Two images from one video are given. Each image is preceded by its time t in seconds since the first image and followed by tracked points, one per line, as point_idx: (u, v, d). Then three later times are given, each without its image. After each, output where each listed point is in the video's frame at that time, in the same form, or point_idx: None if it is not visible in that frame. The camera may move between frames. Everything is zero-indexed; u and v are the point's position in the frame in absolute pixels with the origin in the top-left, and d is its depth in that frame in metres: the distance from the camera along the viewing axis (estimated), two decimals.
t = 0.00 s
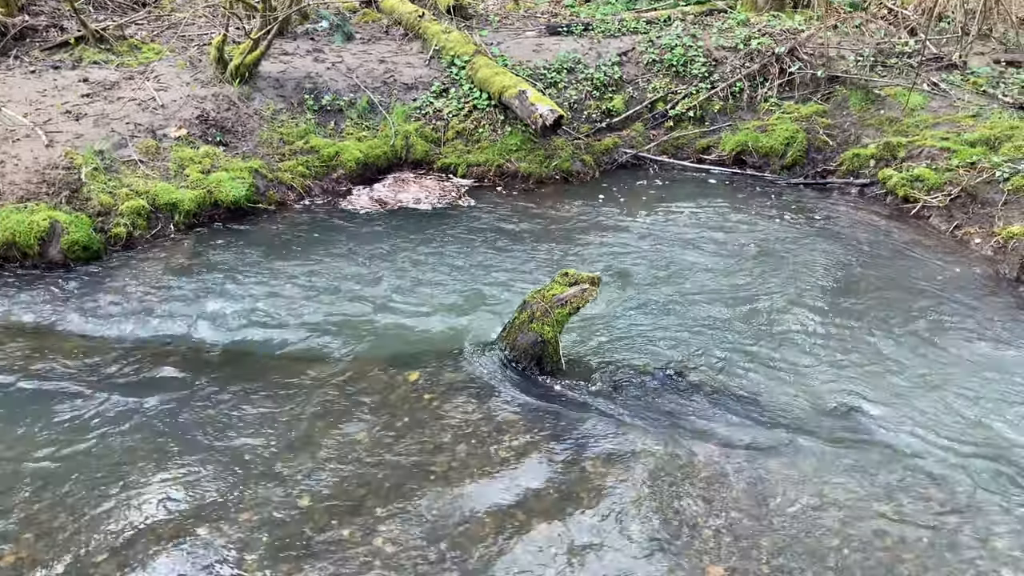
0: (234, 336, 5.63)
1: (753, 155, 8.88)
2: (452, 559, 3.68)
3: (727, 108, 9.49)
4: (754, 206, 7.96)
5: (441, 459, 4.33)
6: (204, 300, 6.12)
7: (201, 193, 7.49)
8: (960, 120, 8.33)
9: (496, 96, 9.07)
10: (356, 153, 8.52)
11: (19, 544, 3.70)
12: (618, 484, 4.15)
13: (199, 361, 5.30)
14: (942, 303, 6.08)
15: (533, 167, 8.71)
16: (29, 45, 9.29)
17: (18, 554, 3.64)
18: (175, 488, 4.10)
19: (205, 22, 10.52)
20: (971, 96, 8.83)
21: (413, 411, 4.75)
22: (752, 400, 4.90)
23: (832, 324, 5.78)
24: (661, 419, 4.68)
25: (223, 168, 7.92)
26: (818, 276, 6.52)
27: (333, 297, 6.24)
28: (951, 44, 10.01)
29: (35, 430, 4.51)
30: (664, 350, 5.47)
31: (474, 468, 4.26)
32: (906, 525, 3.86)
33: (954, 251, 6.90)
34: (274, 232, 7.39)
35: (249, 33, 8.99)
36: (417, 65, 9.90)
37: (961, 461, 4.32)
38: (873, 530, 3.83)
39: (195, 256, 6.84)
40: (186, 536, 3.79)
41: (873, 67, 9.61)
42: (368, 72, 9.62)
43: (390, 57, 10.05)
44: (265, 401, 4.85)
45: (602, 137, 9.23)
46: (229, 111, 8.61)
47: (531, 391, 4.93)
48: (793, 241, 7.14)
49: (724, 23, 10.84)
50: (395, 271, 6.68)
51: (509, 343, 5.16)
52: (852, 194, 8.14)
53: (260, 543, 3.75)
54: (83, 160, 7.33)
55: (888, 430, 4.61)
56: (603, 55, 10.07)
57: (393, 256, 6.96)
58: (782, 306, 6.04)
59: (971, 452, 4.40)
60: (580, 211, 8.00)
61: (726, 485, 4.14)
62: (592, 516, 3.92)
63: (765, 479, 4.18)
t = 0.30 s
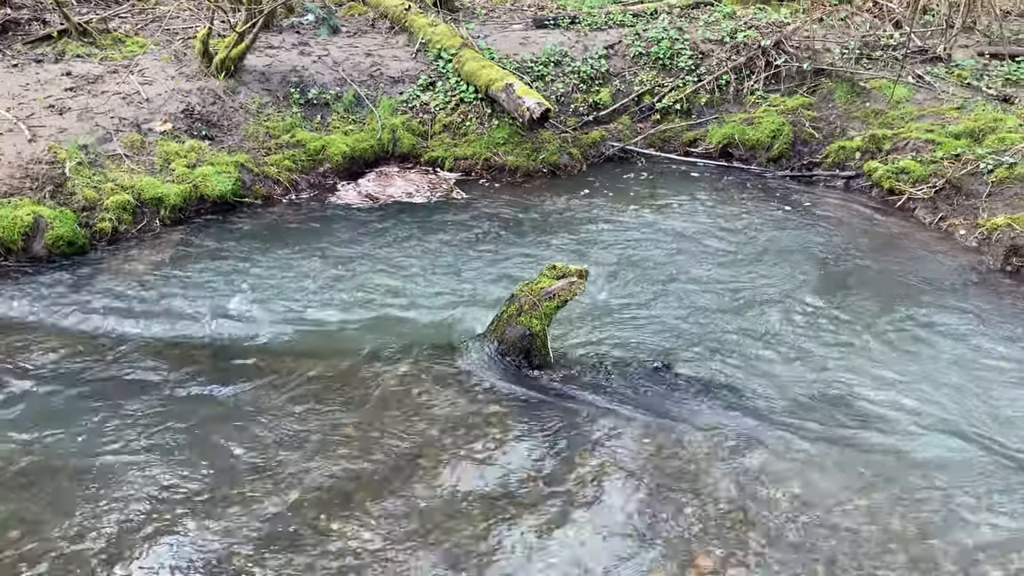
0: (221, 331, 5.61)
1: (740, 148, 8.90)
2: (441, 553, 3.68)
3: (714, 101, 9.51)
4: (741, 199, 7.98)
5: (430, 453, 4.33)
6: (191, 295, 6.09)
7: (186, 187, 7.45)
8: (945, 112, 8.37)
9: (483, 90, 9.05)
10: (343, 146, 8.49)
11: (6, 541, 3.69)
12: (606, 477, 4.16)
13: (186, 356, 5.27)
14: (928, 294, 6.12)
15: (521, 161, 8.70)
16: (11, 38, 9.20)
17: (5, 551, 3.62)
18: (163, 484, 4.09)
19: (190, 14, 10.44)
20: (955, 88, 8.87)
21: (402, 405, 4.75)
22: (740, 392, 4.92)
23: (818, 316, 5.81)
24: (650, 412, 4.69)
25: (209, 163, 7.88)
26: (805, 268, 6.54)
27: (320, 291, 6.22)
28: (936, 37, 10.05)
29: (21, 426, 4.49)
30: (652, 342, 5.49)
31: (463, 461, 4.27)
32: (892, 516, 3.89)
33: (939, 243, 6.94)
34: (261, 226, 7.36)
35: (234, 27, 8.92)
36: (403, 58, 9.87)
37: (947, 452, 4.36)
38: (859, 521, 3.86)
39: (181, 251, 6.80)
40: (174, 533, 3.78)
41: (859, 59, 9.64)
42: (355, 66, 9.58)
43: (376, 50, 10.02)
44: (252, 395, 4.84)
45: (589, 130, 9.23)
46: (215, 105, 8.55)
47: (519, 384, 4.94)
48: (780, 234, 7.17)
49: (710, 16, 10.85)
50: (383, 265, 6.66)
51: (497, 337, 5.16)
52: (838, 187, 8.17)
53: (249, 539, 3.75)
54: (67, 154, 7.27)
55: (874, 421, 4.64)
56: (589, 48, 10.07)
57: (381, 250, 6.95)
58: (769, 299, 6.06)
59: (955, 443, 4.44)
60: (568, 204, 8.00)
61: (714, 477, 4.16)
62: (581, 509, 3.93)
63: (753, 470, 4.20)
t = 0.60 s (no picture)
0: (202, 327, 5.57)
1: (721, 140, 8.93)
2: (426, 546, 3.68)
3: (695, 94, 9.53)
4: (722, 191, 8.01)
5: (414, 446, 4.33)
6: (171, 291, 6.05)
7: (166, 183, 7.40)
8: (924, 103, 8.42)
9: (465, 83, 9.02)
10: (323, 141, 8.45)
11: None
12: (591, 469, 4.17)
13: (167, 352, 5.24)
14: (907, 284, 6.17)
15: (503, 154, 8.69)
16: None
17: None
18: (145, 481, 4.06)
19: (167, 8, 10.35)
20: (934, 80, 8.93)
21: (385, 399, 4.74)
22: (723, 383, 4.95)
23: (800, 307, 5.85)
24: (634, 403, 4.70)
25: (189, 158, 7.82)
26: (786, 260, 6.58)
27: (302, 286, 6.19)
28: (914, 29, 10.11)
29: None
30: (636, 334, 5.50)
31: (447, 455, 4.26)
32: (873, 504, 3.92)
33: (919, 234, 6.99)
34: (242, 222, 7.32)
35: (213, 20, 8.85)
36: (384, 52, 9.83)
37: (926, 440, 4.40)
38: (840, 509, 3.89)
39: (161, 247, 6.75)
40: (156, 530, 3.75)
41: (839, 52, 9.68)
42: (335, 59, 9.53)
43: (356, 44, 9.97)
44: (234, 391, 4.81)
45: (571, 123, 9.23)
46: (194, 99, 8.48)
47: (503, 377, 4.94)
48: (761, 226, 7.20)
49: (691, 9, 10.87)
50: (366, 260, 6.64)
51: (481, 330, 5.16)
52: (818, 179, 8.22)
53: (232, 535, 3.73)
54: (44, 150, 7.18)
55: (855, 410, 4.68)
56: (571, 41, 10.06)
57: (363, 244, 6.92)
58: (751, 290, 6.09)
59: (935, 431, 4.48)
60: (550, 198, 8.00)
61: (696, 467, 4.19)
62: (565, 501, 3.94)
63: (735, 461, 4.23)
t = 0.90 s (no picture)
0: (175, 327, 5.52)
1: (694, 135, 8.96)
2: (403, 544, 3.67)
3: (668, 89, 9.56)
4: (696, 185, 8.05)
5: (390, 444, 4.31)
6: (143, 291, 5.99)
7: (136, 182, 7.32)
8: (893, 97, 8.50)
9: (438, 79, 8.99)
10: (296, 138, 8.40)
11: None
12: (568, 464, 4.18)
13: (139, 353, 5.18)
14: (879, 276, 6.23)
15: (477, 151, 8.69)
16: None
17: None
18: (118, 483, 4.01)
19: (136, 6, 10.23)
20: (903, 74, 9.02)
21: (361, 397, 4.72)
22: (699, 376, 4.98)
23: (773, 299, 5.90)
24: (611, 397, 4.72)
25: (160, 156, 7.74)
26: (760, 253, 6.62)
27: (277, 285, 6.15)
28: (883, 23, 10.20)
29: None
30: (612, 328, 5.52)
31: (425, 453, 4.25)
32: (848, 494, 3.96)
33: (890, 226, 7.06)
34: (214, 220, 7.26)
35: (182, 18, 8.75)
36: (356, 49, 9.78)
37: (898, 430, 4.45)
38: (814, 500, 3.93)
39: (132, 247, 6.68)
40: (130, 532, 3.71)
41: (810, 46, 9.76)
42: (307, 56, 9.46)
43: (329, 41, 9.90)
44: (209, 392, 4.77)
45: (545, 119, 9.23)
46: (164, 97, 8.40)
47: (479, 374, 4.94)
48: (735, 219, 7.25)
49: (663, 4, 10.89)
50: (340, 258, 6.61)
51: (457, 327, 5.15)
52: (790, 172, 8.29)
53: (208, 536, 3.70)
54: (11, 150, 7.08)
55: (830, 402, 4.72)
56: (544, 37, 10.06)
57: (338, 242, 6.89)
58: (725, 284, 6.12)
59: (907, 421, 4.53)
60: (525, 193, 8.00)
61: (673, 460, 4.21)
62: (542, 497, 3.95)
63: (711, 453, 4.25)
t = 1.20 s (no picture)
0: (145, 328, 5.45)
1: (666, 131, 8.98)
2: (378, 543, 3.65)
3: (640, 85, 9.59)
4: (668, 181, 8.08)
5: (364, 443, 4.29)
6: (112, 292, 5.91)
7: (104, 183, 7.22)
8: (862, 92, 8.58)
9: (409, 77, 8.95)
10: (267, 137, 8.33)
11: None
12: (543, 460, 4.18)
13: (108, 355, 5.11)
14: (849, 270, 6.29)
15: (450, 148, 8.66)
16: None
17: None
18: (87, 487, 3.96)
19: (101, 4, 10.07)
20: (871, 69, 9.11)
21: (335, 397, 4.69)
22: (672, 371, 5.00)
23: (745, 294, 5.93)
24: (585, 393, 4.73)
25: (128, 156, 7.64)
26: (732, 248, 6.66)
27: (248, 284, 6.09)
28: (851, 19, 10.30)
29: None
30: (586, 325, 5.52)
31: (399, 451, 4.23)
32: (820, 486, 4.00)
33: (860, 220, 7.13)
34: (184, 221, 7.17)
35: (149, 16, 8.63)
36: (326, 46, 9.71)
37: (870, 422, 4.50)
38: (788, 492, 3.96)
39: (100, 248, 6.59)
40: (100, 537, 3.67)
41: (779, 42, 9.83)
42: (277, 54, 9.38)
43: (298, 38, 9.82)
44: (180, 393, 4.71)
45: (518, 116, 9.22)
46: (132, 97, 8.29)
47: (454, 372, 4.92)
48: (707, 215, 7.29)
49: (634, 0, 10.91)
50: (313, 257, 6.56)
51: (431, 325, 5.13)
52: (761, 168, 8.34)
53: (180, 539, 3.66)
54: None
55: (802, 395, 4.76)
56: (516, 34, 10.05)
57: (310, 241, 6.84)
58: (698, 279, 6.15)
59: (878, 413, 4.57)
60: (498, 191, 7.99)
61: (647, 456, 4.22)
62: (518, 495, 3.94)
63: (685, 448, 4.27)
